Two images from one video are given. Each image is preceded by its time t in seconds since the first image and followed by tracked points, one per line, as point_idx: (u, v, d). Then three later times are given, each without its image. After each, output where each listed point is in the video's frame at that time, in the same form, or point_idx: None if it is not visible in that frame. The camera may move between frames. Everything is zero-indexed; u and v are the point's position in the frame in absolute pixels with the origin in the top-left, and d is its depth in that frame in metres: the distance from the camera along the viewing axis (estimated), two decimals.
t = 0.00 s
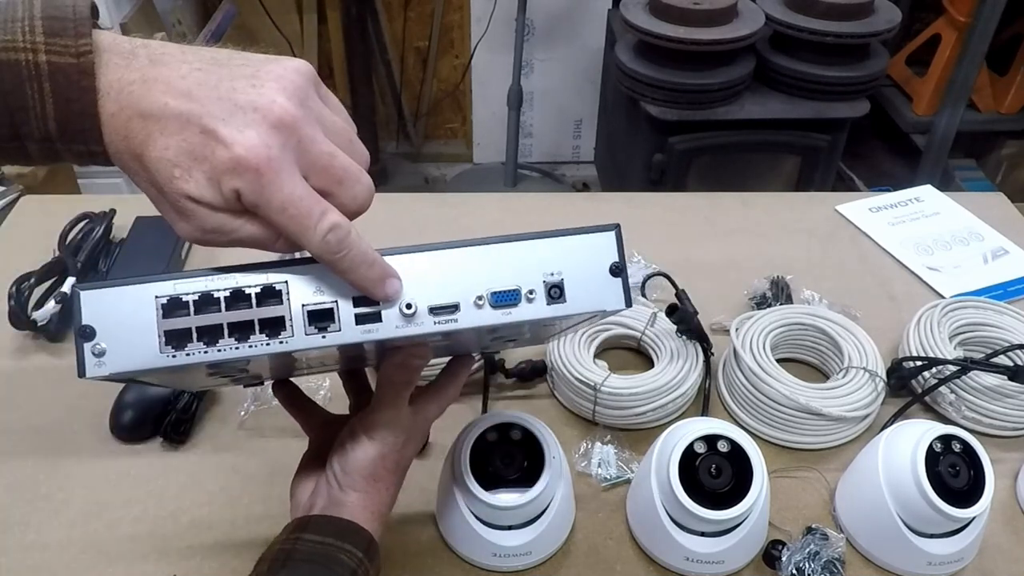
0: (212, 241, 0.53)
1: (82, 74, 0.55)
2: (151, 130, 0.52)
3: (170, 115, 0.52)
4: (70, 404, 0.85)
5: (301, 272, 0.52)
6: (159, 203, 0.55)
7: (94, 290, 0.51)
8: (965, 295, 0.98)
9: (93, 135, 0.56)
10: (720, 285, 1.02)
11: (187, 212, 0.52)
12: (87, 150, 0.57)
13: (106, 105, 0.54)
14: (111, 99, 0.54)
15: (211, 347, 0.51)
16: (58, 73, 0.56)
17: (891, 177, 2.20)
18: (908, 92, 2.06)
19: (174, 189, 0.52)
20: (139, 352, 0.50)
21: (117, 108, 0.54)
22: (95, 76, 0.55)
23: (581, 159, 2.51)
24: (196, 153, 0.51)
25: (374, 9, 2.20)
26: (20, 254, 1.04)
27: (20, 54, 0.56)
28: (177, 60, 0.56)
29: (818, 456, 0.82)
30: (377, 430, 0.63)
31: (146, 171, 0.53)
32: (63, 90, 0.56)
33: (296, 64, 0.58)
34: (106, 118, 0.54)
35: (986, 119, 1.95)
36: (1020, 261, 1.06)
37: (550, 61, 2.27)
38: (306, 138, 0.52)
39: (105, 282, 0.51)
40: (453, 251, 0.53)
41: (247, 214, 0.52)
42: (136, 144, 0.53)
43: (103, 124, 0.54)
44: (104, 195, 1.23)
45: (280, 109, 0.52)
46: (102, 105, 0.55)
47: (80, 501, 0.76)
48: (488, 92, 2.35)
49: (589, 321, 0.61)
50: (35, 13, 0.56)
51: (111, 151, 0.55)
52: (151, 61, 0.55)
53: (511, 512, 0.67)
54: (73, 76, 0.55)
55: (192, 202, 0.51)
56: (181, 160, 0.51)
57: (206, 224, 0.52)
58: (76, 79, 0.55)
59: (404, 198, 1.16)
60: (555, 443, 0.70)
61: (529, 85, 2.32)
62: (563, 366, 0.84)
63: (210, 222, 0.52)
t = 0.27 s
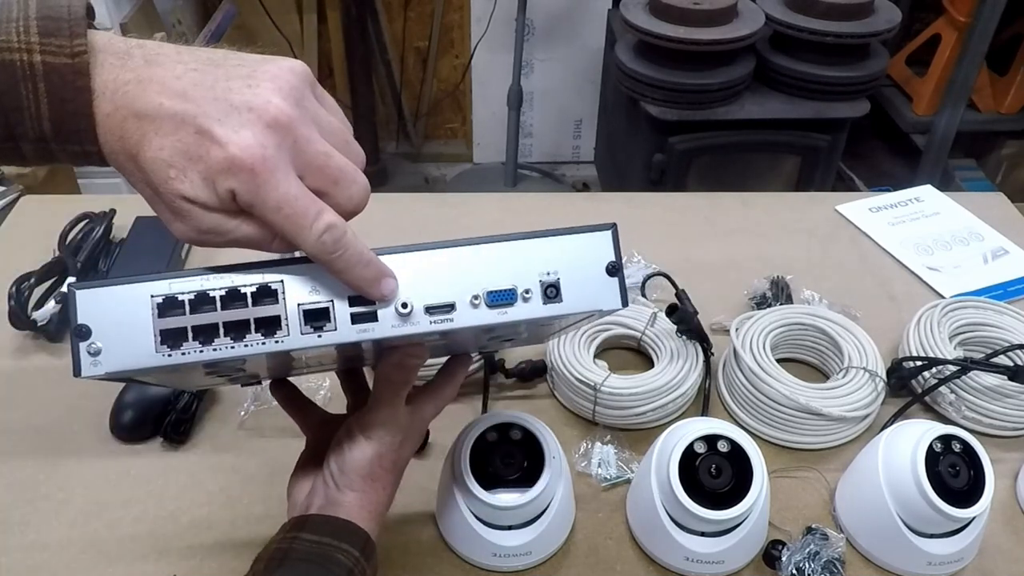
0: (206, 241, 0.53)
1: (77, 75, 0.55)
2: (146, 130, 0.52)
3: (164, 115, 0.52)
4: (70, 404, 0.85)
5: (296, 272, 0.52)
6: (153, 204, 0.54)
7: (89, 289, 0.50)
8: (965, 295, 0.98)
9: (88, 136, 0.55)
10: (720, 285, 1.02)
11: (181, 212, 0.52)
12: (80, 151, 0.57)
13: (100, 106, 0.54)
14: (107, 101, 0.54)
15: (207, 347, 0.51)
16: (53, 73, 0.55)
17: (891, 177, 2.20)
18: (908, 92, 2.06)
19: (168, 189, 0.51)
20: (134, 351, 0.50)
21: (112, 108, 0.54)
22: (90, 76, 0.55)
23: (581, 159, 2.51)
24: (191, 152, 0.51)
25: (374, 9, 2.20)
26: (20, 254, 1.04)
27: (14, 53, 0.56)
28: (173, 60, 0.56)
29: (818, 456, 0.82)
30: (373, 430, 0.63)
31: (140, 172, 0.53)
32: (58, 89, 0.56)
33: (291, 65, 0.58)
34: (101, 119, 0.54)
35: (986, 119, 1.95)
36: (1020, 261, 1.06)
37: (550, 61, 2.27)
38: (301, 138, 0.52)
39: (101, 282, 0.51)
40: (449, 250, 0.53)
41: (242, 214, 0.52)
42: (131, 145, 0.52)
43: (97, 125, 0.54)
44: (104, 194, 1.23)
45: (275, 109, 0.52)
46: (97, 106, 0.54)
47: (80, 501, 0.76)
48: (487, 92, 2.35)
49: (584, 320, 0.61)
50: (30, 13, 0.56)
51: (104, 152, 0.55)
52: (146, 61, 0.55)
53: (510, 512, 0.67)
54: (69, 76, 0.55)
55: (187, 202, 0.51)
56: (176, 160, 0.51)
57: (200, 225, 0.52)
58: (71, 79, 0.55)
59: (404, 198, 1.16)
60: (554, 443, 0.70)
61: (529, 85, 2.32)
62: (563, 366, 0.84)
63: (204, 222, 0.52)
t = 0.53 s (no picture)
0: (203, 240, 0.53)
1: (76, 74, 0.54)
2: (142, 129, 0.52)
3: (160, 114, 0.51)
4: (70, 404, 0.85)
5: (288, 272, 0.52)
6: (149, 203, 0.54)
7: (84, 289, 0.50)
8: (965, 295, 0.98)
9: (85, 136, 0.55)
10: (720, 285, 1.02)
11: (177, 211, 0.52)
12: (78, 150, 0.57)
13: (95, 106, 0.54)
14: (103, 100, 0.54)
15: (202, 346, 0.51)
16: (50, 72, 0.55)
17: (891, 177, 2.20)
18: (908, 92, 2.06)
19: (164, 189, 0.51)
20: (129, 351, 0.50)
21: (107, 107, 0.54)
22: (86, 75, 0.55)
23: (581, 159, 2.51)
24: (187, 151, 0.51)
25: (374, 9, 2.20)
26: (20, 254, 1.04)
27: (10, 53, 0.55)
28: (168, 59, 0.56)
29: (818, 456, 0.82)
30: (369, 429, 0.63)
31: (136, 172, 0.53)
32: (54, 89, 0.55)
33: (287, 64, 0.58)
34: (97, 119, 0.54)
35: (986, 119, 1.95)
36: (1020, 261, 1.06)
37: (550, 61, 2.27)
38: (297, 137, 0.52)
39: (95, 281, 0.51)
40: (444, 249, 0.53)
41: (239, 213, 0.52)
42: (127, 143, 0.52)
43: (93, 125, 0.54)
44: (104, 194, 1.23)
45: (270, 108, 0.52)
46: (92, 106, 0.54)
47: (80, 501, 0.76)
48: (487, 92, 2.35)
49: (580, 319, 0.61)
50: (26, 13, 0.55)
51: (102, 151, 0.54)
52: (142, 61, 0.55)
53: (509, 511, 0.67)
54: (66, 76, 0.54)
55: (184, 201, 0.51)
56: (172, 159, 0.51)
57: (197, 223, 0.52)
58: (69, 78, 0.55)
59: (404, 198, 1.16)
60: (553, 442, 0.70)
61: (529, 85, 2.32)
62: (563, 366, 0.84)
63: (200, 221, 0.52)
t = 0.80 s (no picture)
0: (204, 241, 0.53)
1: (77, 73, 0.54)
2: (142, 129, 0.52)
3: (160, 114, 0.51)
4: (70, 404, 0.85)
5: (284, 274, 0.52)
6: (150, 203, 0.54)
7: (84, 289, 0.51)
8: (965, 295, 0.98)
9: (85, 135, 0.55)
10: (720, 285, 1.02)
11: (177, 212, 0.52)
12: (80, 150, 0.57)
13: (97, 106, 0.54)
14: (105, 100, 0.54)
15: (201, 347, 0.51)
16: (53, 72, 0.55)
17: (892, 177, 2.20)
18: (908, 92, 2.06)
19: (164, 189, 0.51)
20: (129, 352, 0.50)
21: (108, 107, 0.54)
22: (87, 75, 0.55)
23: (581, 159, 2.51)
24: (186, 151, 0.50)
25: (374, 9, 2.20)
26: (20, 254, 1.04)
27: (11, 53, 0.55)
28: (168, 60, 0.56)
29: (818, 456, 0.82)
30: (369, 429, 0.63)
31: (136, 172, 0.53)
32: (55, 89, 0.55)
33: (288, 64, 0.58)
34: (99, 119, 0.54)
35: (986, 119, 1.95)
36: (1020, 261, 1.06)
37: (550, 61, 2.27)
38: (297, 138, 0.52)
39: (95, 282, 0.51)
40: (442, 250, 0.54)
41: (238, 214, 0.52)
42: (127, 143, 0.52)
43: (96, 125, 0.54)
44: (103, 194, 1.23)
45: (271, 109, 0.52)
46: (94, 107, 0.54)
47: (80, 501, 0.76)
48: (487, 92, 2.35)
49: (577, 320, 0.61)
50: (27, 13, 0.55)
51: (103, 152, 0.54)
52: (143, 61, 0.55)
53: (508, 511, 0.67)
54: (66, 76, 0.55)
55: (184, 202, 0.51)
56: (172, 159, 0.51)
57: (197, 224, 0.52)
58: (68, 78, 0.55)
59: (404, 198, 1.16)
60: (553, 442, 0.70)
61: (529, 85, 2.32)
62: (563, 366, 0.84)
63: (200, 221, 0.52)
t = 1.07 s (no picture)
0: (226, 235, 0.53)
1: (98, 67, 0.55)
2: (162, 123, 0.52)
3: (181, 107, 0.51)
4: (70, 404, 0.85)
5: (313, 276, 0.52)
6: (171, 197, 0.54)
7: (84, 292, 0.50)
8: (965, 295, 0.98)
9: (104, 129, 0.55)
10: (720, 285, 1.02)
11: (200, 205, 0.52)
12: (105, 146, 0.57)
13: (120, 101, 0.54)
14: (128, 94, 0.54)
15: (202, 349, 0.51)
16: (74, 68, 0.55)
17: (891, 177, 2.20)
18: (908, 92, 2.06)
19: (185, 181, 0.51)
20: (129, 355, 0.50)
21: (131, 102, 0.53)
22: (106, 70, 0.55)
23: (581, 159, 2.51)
24: (209, 144, 0.50)
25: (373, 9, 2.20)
26: (20, 254, 1.04)
27: (32, 48, 0.56)
28: (187, 55, 0.55)
29: (818, 456, 0.82)
30: (369, 431, 0.63)
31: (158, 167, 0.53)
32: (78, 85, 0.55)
33: (307, 60, 0.57)
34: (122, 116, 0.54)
35: (986, 119, 1.95)
36: (1020, 261, 1.06)
37: (550, 61, 2.27)
38: (318, 131, 0.52)
39: (96, 285, 0.51)
40: (443, 253, 0.54)
41: (260, 206, 0.51)
42: (147, 138, 0.52)
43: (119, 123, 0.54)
44: (103, 194, 1.23)
45: (289, 101, 0.52)
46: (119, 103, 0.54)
47: (80, 501, 0.76)
48: (487, 92, 2.35)
49: (578, 321, 0.61)
50: (47, 9, 0.56)
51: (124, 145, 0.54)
52: (161, 57, 0.55)
53: (509, 512, 0.67)
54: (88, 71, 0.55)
55: (205, 194, 0.51)
56: (195, 152, 0.51)
57: (220, 217, 0.52)
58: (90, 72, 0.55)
59: (404, 198, 1.16)
60: (553, 443, 0.70)
61: (529, 85, 2.32)
62: (563, 366, 0.84)
63: (223, 214, 0.52)
